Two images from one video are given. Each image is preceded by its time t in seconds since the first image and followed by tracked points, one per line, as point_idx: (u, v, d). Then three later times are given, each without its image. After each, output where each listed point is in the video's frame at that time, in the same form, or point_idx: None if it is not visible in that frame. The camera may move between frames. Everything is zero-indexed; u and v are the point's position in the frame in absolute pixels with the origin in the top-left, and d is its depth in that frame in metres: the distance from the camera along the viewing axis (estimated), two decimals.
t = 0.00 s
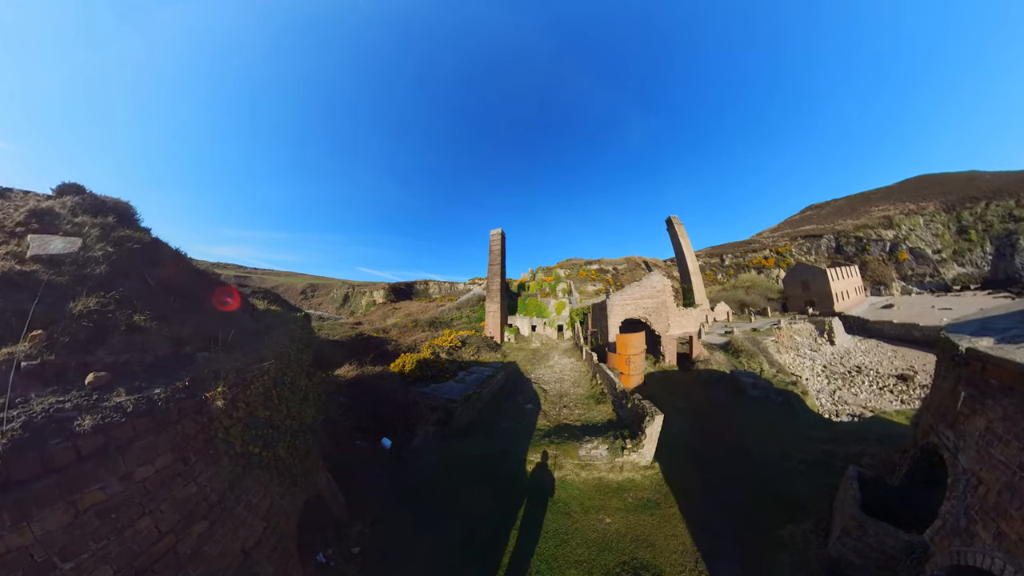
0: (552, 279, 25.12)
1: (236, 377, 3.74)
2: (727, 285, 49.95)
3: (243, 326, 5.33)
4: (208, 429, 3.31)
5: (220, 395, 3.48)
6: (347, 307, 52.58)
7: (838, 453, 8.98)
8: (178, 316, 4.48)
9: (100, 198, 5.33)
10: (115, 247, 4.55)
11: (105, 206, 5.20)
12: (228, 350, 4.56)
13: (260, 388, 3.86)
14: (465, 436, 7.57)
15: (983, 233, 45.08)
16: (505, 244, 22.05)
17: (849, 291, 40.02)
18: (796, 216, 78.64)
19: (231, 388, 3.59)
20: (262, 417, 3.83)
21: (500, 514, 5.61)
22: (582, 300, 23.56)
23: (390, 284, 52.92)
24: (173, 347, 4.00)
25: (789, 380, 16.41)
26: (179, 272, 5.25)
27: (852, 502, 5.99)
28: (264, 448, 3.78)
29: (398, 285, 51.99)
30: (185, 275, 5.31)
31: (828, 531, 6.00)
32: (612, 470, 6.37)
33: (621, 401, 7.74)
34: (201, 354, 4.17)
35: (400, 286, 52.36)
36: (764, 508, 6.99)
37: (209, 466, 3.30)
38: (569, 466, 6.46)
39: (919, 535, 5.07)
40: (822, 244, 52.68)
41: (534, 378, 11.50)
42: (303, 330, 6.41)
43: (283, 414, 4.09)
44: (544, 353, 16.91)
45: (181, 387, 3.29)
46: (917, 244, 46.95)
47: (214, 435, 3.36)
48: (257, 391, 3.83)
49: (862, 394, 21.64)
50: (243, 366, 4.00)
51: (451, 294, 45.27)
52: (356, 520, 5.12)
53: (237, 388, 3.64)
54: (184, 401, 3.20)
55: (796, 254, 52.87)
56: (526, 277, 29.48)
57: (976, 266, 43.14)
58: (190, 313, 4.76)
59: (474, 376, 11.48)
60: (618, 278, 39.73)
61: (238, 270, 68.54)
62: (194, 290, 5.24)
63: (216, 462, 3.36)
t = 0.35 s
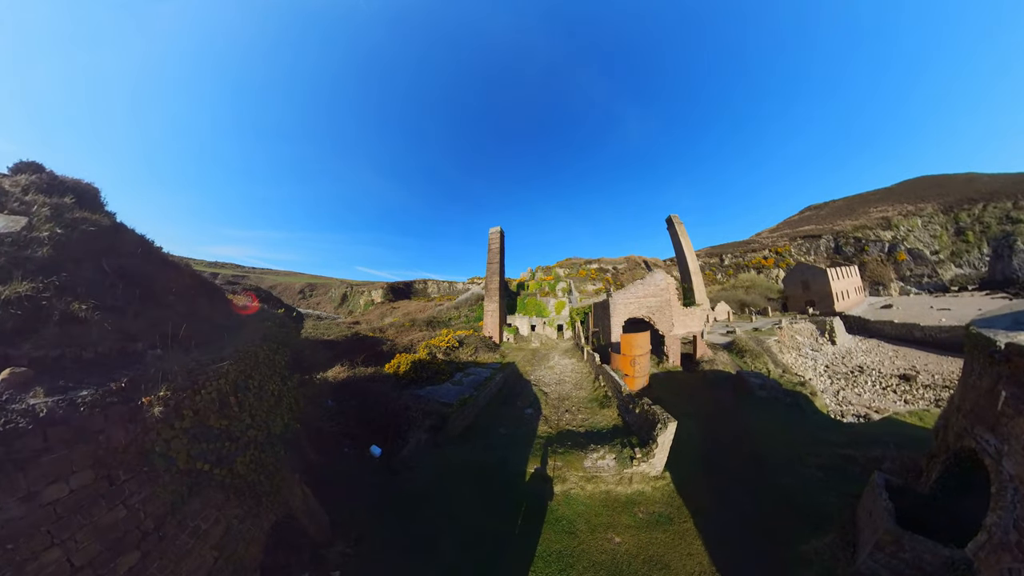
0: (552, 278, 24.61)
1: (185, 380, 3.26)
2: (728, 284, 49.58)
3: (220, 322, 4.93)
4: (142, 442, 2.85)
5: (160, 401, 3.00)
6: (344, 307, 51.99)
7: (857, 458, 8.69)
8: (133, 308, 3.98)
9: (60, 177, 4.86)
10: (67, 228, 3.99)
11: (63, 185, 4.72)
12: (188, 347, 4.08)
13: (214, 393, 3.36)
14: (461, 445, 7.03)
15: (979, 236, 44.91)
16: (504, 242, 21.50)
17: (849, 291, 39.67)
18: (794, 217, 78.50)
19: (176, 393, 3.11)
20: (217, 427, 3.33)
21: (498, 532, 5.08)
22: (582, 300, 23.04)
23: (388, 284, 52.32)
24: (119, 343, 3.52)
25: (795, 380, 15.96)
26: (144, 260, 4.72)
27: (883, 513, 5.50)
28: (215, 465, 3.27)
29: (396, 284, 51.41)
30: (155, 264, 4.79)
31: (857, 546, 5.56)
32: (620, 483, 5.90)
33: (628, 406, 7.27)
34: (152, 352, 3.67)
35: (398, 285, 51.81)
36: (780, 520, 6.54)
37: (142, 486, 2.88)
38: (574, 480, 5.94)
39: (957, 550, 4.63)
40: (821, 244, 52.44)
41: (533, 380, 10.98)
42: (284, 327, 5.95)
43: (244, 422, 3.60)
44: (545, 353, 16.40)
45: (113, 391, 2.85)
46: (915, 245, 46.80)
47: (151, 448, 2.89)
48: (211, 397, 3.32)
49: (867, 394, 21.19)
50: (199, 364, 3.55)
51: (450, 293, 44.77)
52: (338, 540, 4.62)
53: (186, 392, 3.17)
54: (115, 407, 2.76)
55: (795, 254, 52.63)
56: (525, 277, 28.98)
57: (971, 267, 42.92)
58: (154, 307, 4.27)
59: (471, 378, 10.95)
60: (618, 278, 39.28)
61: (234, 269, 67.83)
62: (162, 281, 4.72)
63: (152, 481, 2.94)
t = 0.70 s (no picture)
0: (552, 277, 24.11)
1: (116, 393, 3.10)
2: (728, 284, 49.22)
3: (176, 321, 4.47)
4: (56, 469, 2.63)
5: (80, 419, 2.83)
6: (342, 306, 51.30)
7: (876, 465, 8.44)
8: (75, 302, 3.70)
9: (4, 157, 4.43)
10: (3, 212, 3.60)
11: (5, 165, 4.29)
12: (134, 350, 3.80)
13: (151, 407, 3.21)
14: (458, 456, 6.56)
15: (977, 237, 44.81)
16: (503, 240, 20.97)
17: (850, 291, 39.21)
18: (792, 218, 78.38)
19: (101, 408, 2.96)
20: (161, 448, 3.20)
21: (496, 555, 4.59)
22: (583, 299, 22.53)
23: (386, 283, 51.66)
24: (49, 346, 3.25)
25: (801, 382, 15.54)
26: (99, 252, 4.27)
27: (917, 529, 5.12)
28: (155, 494, 3.08)
29: (394, 283, 50.78)
30: (107, 257, 4.35)
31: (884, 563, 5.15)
32: (632, 498, 5.44)
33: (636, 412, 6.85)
34: (87, 356, 3.41)
35: (396, 285, 51.18)
36: (799, 537, 6.11)
37: (58, 523, 2.56)
38: (581, 496, 5.44)
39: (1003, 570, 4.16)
40: (821, 245, 52.20)
41: (534, 383, 10.49)
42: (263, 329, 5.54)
43: (194, 440, 3.48)
44: (545, 354, 15.91)
45: (23, 407, 2.70)
46: (913, 245, 46.64)
47: (66, 479, 2.66)
48: (150, 413, 3.18)
49: (869, 394, 20.75)
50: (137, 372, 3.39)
51: (448, 293, 44.22)
52: (316, 565, 4.14)
53: (117, 409, 3.02)
54: (26, 424, 2.61)
55: (795, 254, 52.39)
56: (525, 276, 28.48)
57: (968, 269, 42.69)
58: (101, 304, 3.89)
59: (468, 381, 10.45)
60: (618, 277, 38.84)
61: (231, 268, 67.16)
62: (122, 272, 4.32)
63: (72, 516, 2.63)
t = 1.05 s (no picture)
0: (551, 276, 23.70)
1: (36, 410, 2.77)
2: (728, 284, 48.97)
3: (125, 330, 4.08)
4: None
5: None
6: (339, 306, 50.59)
7: (892, 471, 8.11)
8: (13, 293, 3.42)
9: None
10: None
11: None
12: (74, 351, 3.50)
13: (80, 426, 2.89)
14: (456, 467, 6.13)
15: (973, 240, 44.89)
16: (501, 239, 20.48)
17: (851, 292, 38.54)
18: (791, 219, 78.36)
19: (13, 428, 2.59)
20: (91, 476, 2.84)
21: None
22: (583, 299, 22.08)
23: (383, 283, 51.11)
24: None
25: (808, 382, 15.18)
26: (42, 243, 3.93)
27: (957, 546, 4.73)
28: (82, 533, 2.68)
29: (392, 283, 50.14)
30: (53, 251, 3.94)
31: None
32: (645, 514, 5.04)
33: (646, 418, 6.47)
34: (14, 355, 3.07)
35: (394, 284, 50.55)
36: (818, 553, 5.77)
37: None
38: (590, 513, 4.99)
39: None
40: (819, 245, 52.08)
41: (534, 386, 10.06)
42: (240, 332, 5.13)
43: (139, 464, 3.15)
44: (545, 355, 15.46)
45: None
46: (910, 247, 46.67)
47: None
48: (77, 434, 2.85)
49: (872, 395, 20.37)
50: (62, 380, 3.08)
51: (446, 292, 43.67)
52: None
53: (31, 429, 2.67)
54: None
55: (794, 254, 52.22)
56: (524, 275, 28.00)
57: (965, 271, 42.94)
58: (41, 299, 3.61)
59: (467, 384, 10.02)
60: (618, 277, 38.43)
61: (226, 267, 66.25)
62: (70, 266, 4.05)
63: None
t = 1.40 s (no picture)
0: (551, 275, 23.24)
1: None
2: (728, 284, 48.61)
3: (70, 325, 3.87)
4: None
5: None
6: (338, 305, 50.04)
7: (916, 473, 7.74)
8: None
9: None
10: None
11: None
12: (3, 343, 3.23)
13: None
14: (451, 479, 5.66)
15: (971, 240, 44.70)
16: (501, 236, 20.01)
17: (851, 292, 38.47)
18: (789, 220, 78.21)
19: None
20: None
21: None
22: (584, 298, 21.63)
23: (382, 282, 50.58)
24: None
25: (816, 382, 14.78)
26: None
27: (1002, 556, 4.30)
28: None
29: (391, 282, 49.54)
30: None
31: None
32: (663, 532, 4.58)
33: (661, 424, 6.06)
34: None
35: (393, 283, 49.98)
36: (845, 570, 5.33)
37: None
38: (604, 533, 4.51)
39: None
40: (818, 245, 51.81)
41: (536, 388, 9.58)
42: (203, 330, 4.93)
43: (56, 484, 2.80)
44: (546, 354, 15.00)
45: None
46: (908, 248, 46.65)
47: None
48: None
49: (875, 394, 19.97)
50: None
51: (445, 291, 43.18)
52: None
53: None
54: None
55: (793, 254, 51.96)
56: (524, 274, 27.52)
57: (963, 271, 42.85)
58: None
59: (465, 386, 9.55)
60: (618, 276, 38.04)
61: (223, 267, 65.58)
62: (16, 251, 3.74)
63: None
